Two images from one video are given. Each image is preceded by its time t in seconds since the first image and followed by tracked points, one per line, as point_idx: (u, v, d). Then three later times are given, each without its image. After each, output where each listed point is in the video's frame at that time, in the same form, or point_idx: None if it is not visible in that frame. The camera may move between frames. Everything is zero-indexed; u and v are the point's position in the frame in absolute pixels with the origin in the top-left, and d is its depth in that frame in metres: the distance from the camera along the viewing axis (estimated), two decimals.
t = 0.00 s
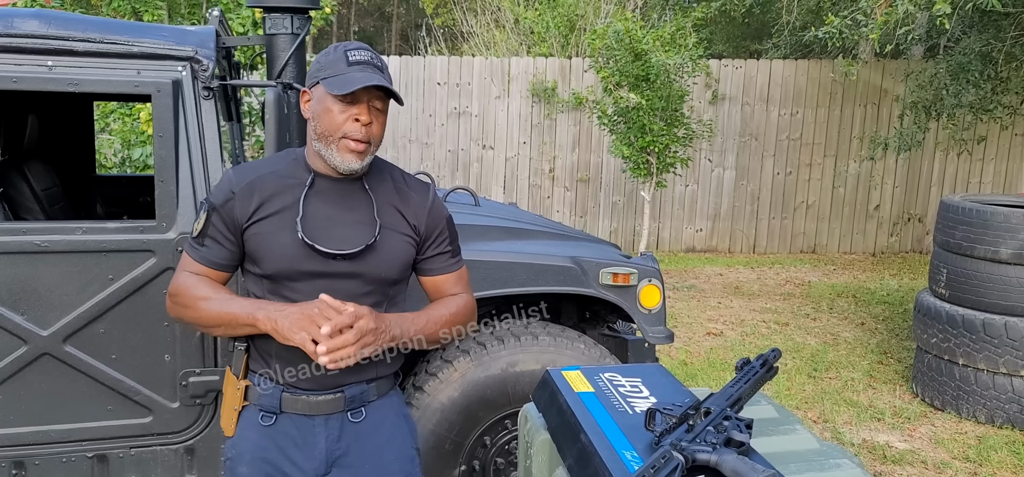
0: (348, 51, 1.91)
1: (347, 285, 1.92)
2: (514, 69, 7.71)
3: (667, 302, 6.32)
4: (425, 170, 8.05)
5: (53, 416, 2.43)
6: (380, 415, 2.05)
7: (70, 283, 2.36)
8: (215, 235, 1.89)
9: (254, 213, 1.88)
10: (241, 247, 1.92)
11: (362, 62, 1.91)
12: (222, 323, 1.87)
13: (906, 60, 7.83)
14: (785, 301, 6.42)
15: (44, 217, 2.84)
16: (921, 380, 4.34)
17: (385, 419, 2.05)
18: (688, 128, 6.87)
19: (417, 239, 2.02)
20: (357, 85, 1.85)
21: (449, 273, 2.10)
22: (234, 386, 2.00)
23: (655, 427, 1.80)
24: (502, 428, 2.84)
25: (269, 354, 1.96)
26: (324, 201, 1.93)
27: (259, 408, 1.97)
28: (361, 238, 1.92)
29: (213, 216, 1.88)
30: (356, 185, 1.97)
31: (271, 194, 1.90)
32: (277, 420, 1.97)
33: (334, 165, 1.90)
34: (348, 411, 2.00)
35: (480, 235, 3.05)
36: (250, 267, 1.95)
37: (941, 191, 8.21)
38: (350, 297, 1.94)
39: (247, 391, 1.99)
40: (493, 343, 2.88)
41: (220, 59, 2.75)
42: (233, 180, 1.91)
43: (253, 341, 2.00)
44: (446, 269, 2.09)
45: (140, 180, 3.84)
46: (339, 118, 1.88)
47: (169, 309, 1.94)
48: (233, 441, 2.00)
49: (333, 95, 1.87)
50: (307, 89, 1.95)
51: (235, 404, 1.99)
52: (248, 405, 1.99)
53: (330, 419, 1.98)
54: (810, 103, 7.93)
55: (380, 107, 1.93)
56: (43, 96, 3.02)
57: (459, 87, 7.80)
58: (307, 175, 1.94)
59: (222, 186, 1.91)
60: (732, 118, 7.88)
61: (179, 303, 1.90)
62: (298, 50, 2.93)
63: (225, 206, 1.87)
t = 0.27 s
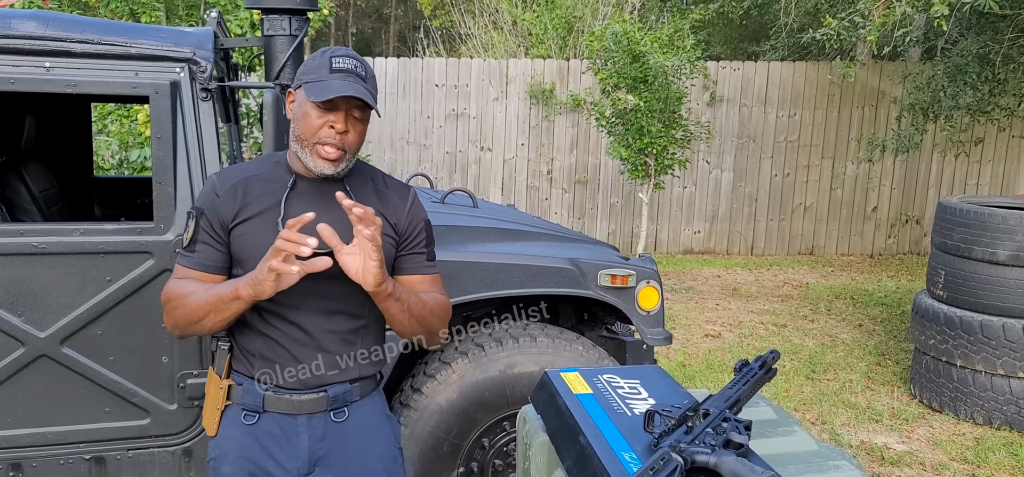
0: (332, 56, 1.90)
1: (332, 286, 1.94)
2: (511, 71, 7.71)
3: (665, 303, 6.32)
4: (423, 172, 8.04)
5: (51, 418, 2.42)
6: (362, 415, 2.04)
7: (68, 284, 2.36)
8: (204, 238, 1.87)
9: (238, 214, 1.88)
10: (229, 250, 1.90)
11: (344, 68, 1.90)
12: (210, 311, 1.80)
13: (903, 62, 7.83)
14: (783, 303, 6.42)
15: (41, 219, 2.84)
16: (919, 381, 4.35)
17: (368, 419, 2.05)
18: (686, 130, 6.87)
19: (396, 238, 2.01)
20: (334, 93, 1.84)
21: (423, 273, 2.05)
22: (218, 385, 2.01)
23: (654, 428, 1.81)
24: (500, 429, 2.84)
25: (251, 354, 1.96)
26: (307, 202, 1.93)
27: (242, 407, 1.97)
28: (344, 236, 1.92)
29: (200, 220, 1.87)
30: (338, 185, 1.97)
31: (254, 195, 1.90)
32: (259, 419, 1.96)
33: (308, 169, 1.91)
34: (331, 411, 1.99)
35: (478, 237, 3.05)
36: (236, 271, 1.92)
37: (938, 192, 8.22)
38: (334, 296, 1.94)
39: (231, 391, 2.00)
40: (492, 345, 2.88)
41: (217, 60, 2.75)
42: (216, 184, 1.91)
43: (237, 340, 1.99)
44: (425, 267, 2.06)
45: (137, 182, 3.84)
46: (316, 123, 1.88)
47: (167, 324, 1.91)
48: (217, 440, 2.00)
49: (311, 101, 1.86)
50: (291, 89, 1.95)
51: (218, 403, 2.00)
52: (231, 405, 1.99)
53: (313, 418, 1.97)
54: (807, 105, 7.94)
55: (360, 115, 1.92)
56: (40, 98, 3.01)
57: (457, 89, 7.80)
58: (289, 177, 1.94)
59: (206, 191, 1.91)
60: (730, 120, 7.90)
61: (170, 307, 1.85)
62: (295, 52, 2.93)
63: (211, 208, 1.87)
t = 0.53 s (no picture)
0: (321, 63, 1.91)
1: (313, 286, 1.92)
2: (510, 72, 7.72)
3: (664, 305, 6.32)
4: (422, 174, 8.03)
5: (49, 420, 2.42)
6: (348, 410, 2.04)
7: (67, 286, 2.36)
8: (182, 239, 1.89)
9: (219, 217, 1.88)
10: (209, 251, 1.91)
11: (335, 75, 1.92)
12: (181, 316, 1.80)
13: (902, 64, 7.85)
14: (781, 305, 6.42)
15: (40, 220, 2.83)
16: (918, 383, 4.35)
17: (354, 414, 2.05)
18: (685, 132, 6.88)
19: (382, 239, 2.02)
20: (324, 99, 1.86)
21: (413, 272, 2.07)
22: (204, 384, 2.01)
23: (654, 430, 1.81)
24: (499, 431, 2.84)
25: (237, 353, 1.96)
26: (288, 204, 1.93)
27: (230, 405, 1.96)
28: (323, 241, 1.91)
29: (180, 220, 1.89)
30: (320, 188, 1.96)
31: (235, 196, 1.90)
32: (247, 417, 1.96)
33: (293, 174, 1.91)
34: (318, 408, 1.99)
35: (477, 239, 3.05)
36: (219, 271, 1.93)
37: (937, 194, 8.23)
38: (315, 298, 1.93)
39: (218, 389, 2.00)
40: (491, 347, 2.87)
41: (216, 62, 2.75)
42: (197, 185, 1.92)
43: (223, 339, 1.99)
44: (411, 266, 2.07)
45: (137, 184, 3.83)
46: (303, 128, 1.88)
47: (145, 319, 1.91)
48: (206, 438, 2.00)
49: (300, 106, 1.87)
50: (276, 92, 1.94)
51: (205, 401, 2.00)
52: (219, 403, 1.99)
53: (300, 415, 1.97)
54: (806, 106, 7.95)
55: (348, 122, 1.94)
56: (39, 100, 3.01)
57: (456, 90, 7.80)
58: (271, 179, 1.94)
59: (187, 192, 1.92)
60: (729, 122, 7.90)
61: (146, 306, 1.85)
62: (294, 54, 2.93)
63: (191, 210, 1.89)
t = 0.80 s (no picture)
0: (294, 70, 1.87)
1: (309, 287, 1.93)
2: (509, 73, 7.72)
3: (663, 306, 6.32)
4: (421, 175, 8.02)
5: (46, 421, 2.41)
6: (347, 401, 2.06)
7: (65, 287, 2.35)
8: (170, 249, 1.87)
9: (208, 225, 1.86)
10: (198, 258, 1.90)
11: (306, 81, 1.87)
12: (177, 331, 1.80)
13: (900, 65, 7.86)
14: (780, 306, 6.42)
15: (38, 221, 2.82)
16: (917, 384, 4.35)
17: (352, 404, 2.07)
18: (684, 133, 6.88)
19: (369, 233, 2.02)
20: (301, 109, 1.82)
21: (398, 262, 2.09)
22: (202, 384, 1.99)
23: (653, 431, 1.81)
24: (498, 432, 2.83)
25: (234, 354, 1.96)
26: (277, 207, 1.92)
27: (230, 402, 1.96)
28: (318, 243, 1.92)
29: (167, 231, 1.86)
30: (308, 190, 1.95)
31: (222, 203, 1.88)
32: (248, 413, 1.96)
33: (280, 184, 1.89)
34: (318, 400, 2.00)
35: (475, 240, 3.04)
36: (208, 276, 1.93)
37: (936, 195, 8.24)
38: (311, 299, 1.94)
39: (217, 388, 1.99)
40: (489, 348, 2.87)
41: (214, 62, 2.75)
42: (181, 194, 1.88)
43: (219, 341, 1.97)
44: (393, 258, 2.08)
45: (135, 185, 3.82)
46: (282, 139, 1.84)
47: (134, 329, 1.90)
48: (206, 436, 2.00)
49: (277, 117, 1.83)
50: (250, 100, 1.90)
51: (205, 399, 1.99)
52: (219, 401, 1.98)
53: (301, 408, 1.97)
54: (805, 107, 7.96)
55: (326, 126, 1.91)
56: (36, 101, 3.00)
57: (455, 91, 7.79)
58: (256, 184, 1.92)
59: (170, 201, 1.88)
60: (727, 123, 7.90)
61: (139, 320, 1.84)
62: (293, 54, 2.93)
63: (177, 220, 1.86)
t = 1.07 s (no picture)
0: (285, 59, 1.89)
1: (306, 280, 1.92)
2: (508, 73, 7.71)
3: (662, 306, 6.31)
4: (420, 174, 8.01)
5: (45, 420, 2.40)
6: (346, 401, 2.05)
7: (63, 286, 2.34)
8: (171, 248, 1.86)
9: (206, 222, 1.86)
10: (198, 256, 1.89)
11: (299, 70, 1.89)
12: (189, 326, 1.82)
13: (900, 64, 7.86)
14: (779, 305, 6.42)
15: (37, 220, 2.82)
16: (916, 384, 4.35)
17: (351, 404, 2.06)
18: (683, 132, 6.88)
19: (365, 227, 2.02)
20: (292, 95, 1.84)
21: (393, 259, 2.07)
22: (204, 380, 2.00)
23: (653, 431, 1.80)
24: (497, 432, 2.83)
25: (234, 351, 1.96)
26: (271, 202, 1.93)
27: (229, 400, 1.96)
28: (312, 232, 1.92)
29: (166, 230, 1.86)
30: (301, 182, 1.96)
31: (219, 200, 1.88)
32: (246, 411, 1.95)
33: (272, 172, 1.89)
34: (317, 399, 1.99)
35: (474, 239, 3.04)
36: (208, 275, 1.93)
37: (935, 195, 8.24)
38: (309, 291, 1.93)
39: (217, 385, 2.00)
40: (489, 348, 2.86)
41: (213, 61, 2.75)
42: (178, 192, 1.88)
43: (220, 338, 1.97)
44: (388, 254, 2.06)
45: (134, 184, 3.82)
46: (274, 125, 1.86)
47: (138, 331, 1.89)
48: (205, 434, 2.00)
49: (268, 103, 1.85)
50: (244, 92, 1.93)
51: (205, 397, 2.00)
52: (219, 398, 1.99)
53: (300, 407, 1.97)
54: (804, 107, 7.96)
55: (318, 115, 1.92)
56: (34, 100, 3.00)
57: (454, 91, 7.78)
58: (251, 180, 1.92)
59: (167, 200, 1.88)
60: (727, 123, 7.90)
61: (143, 320, 1.84)
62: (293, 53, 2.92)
63: (176, 218, 1.85)
